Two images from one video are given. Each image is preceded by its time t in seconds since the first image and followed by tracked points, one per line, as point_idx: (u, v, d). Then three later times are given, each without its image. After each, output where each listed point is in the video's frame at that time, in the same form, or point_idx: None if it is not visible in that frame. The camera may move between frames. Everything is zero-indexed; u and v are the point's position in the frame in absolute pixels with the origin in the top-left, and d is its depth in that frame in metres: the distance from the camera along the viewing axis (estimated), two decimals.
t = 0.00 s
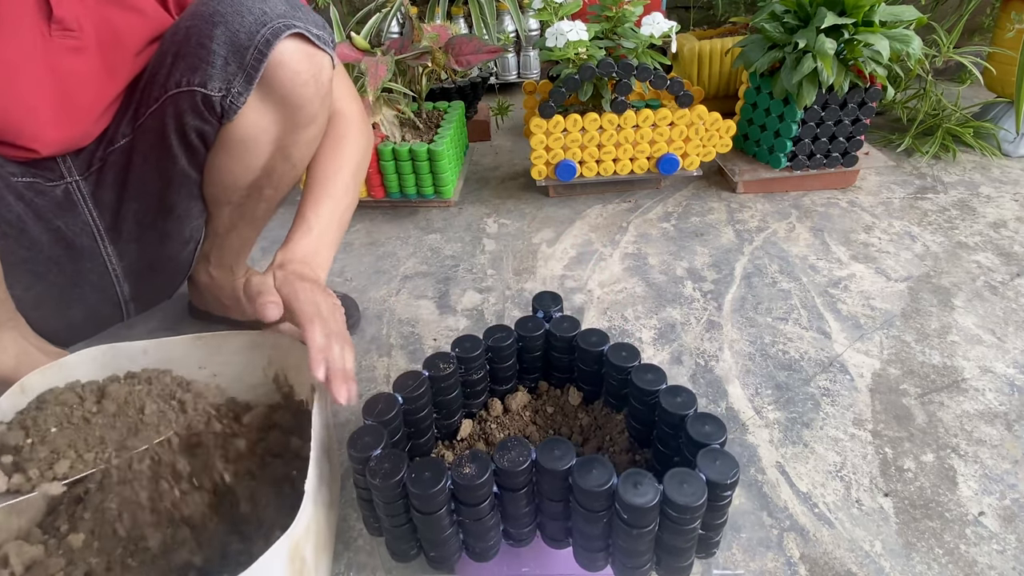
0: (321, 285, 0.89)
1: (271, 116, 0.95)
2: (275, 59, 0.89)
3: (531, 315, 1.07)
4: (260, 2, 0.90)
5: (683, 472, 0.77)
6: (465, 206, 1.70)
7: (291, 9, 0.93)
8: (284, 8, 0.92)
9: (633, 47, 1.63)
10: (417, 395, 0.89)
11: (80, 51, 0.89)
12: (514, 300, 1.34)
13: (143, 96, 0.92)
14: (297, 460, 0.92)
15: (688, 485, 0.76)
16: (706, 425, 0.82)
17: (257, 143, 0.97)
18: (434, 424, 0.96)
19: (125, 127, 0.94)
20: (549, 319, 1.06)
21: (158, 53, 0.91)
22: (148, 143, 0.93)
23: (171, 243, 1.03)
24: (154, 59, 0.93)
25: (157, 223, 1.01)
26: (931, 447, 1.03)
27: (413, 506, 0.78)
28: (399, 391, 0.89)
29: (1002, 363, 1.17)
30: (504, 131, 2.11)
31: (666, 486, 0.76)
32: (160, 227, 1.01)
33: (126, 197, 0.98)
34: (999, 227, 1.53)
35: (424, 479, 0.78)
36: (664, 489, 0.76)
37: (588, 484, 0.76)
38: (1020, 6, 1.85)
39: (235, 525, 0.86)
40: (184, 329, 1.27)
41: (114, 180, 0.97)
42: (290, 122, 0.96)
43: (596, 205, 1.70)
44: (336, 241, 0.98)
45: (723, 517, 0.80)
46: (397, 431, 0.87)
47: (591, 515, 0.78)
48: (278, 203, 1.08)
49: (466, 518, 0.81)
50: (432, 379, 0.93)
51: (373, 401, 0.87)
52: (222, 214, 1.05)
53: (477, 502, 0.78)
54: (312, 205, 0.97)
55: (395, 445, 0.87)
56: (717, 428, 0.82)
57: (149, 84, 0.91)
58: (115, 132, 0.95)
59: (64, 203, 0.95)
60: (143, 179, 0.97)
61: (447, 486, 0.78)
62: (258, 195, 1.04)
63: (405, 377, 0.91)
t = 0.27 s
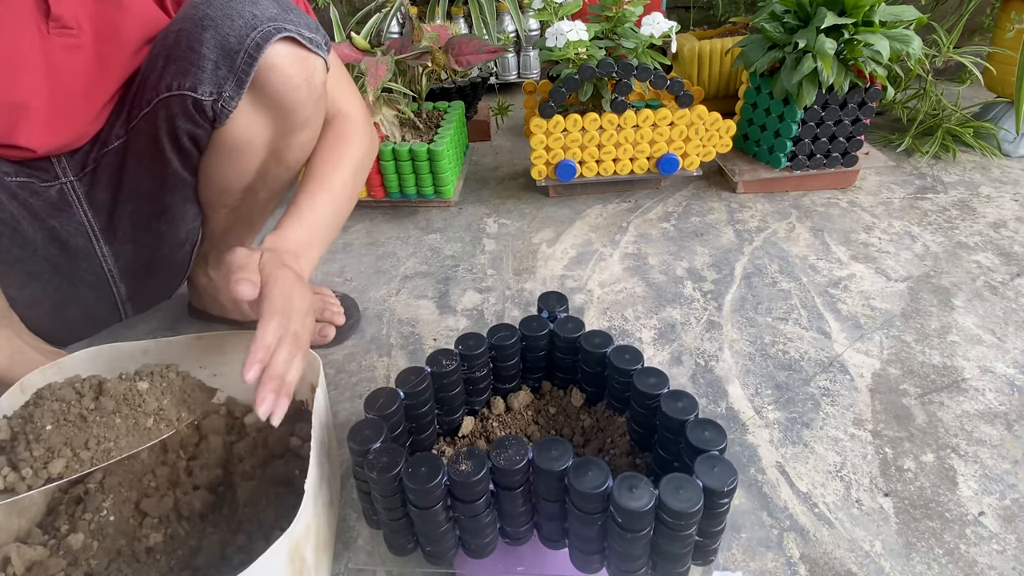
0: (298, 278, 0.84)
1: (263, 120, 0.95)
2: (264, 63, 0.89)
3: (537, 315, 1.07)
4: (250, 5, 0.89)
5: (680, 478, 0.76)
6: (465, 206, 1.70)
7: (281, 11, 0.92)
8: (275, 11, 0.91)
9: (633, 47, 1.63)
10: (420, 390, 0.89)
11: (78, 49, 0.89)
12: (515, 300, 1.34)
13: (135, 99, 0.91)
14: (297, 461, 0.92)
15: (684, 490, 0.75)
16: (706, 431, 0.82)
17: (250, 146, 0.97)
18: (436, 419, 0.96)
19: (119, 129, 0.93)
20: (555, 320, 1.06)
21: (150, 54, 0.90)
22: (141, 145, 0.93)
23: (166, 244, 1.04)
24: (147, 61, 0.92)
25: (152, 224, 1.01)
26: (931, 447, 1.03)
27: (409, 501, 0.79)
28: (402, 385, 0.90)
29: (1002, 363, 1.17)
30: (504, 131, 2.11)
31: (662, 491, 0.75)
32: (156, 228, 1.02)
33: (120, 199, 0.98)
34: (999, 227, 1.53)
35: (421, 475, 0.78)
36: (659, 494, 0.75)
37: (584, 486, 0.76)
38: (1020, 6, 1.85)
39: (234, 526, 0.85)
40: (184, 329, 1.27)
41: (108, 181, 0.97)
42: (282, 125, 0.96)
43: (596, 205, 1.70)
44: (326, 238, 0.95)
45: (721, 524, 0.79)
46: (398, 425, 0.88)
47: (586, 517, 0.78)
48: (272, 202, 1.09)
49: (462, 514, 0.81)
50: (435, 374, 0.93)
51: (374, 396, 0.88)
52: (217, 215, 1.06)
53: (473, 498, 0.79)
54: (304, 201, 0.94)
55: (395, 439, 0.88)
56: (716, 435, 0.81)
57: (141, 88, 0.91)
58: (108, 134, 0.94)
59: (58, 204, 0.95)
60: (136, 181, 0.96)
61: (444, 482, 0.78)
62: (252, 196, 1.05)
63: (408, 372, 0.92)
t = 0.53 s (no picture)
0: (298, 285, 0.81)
1: (257, 121, 0.95)
2: (257, 64, 0.88)
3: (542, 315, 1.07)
4: (243, 5, 0.89)
5: (676, 484, 0.76)
6: (465, 206, 1.70)
7: (274, 11, 0.92)
8: (268, 11, 0.90)
9: (634, 47, 1.63)
10: (421, 385, 0.90)
11: (82, 47, 0.89)
12: (515, 300, 1.34)
13: (131, 98, 0.91)
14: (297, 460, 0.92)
15: (680, 497, 0.75)
16: (705, 438, 0.81)
17: (244, 148, 0.96)
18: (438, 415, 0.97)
19: (117, 127, 0.93)
20: (560, 320, 1.06)
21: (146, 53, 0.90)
22: (136, 146, 0.93)
23: (163, 244, 1.05)
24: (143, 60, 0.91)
25: (149, 225, 1.02)
26: (931, 447, 1.03)
27: (406, 494, 0.79)
28: (404, 380, 0.91)
29: (1002, 363, 1.17)
30: (504, 131, 2.11)
31: (657, 496, 0.75)
32: (154, 228, 1.02)
33: (118, 199, 0.98)
34: (998, 227, 1.53)
35: (417, 468, 0.79)
36: (654, 499, 0.75)
37: (579, 488, 0.76)
38: (1020, 6, 1.85)
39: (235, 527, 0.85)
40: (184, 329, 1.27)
41: (105, 181, 0.96)
42: (277, 127, 0.96)
43: (596, 205, 1.70)
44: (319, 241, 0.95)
45: (718, 533, 0.78)
46: (400, 419, 0.88)
47: (581, 519, 0.78)
48: (270, 204, 1.09)
49: (458, 511, 0.81)
50: (437, 370, 0.94)
51: (376, 390, 0.89)
52: (215, 215, 1.06)
53: (469, 494, 0.79)
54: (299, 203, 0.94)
55: (395, 433, 0.89)
56: (716, 442, 0.81)
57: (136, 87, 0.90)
58: (104, 135, 0.93)
59: (57, 204, 0.95)
60: (133, 181, 0.96)
61: (440, 477, 0.79)
62: (250, 197, 1.05)
63: (411, 367, 0.93)
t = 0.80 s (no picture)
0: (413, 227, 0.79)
1: (259, 118, 0.95)
2: (259, 61, 0.89)
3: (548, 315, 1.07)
4: (244, 3, 0.90)
5: (671, 491, 0.75)
6: (465, 206, 1.70)
7: (276, 9, 0.93)
8: (269, 9, 0.92)
9: (633, 47, 1.63)
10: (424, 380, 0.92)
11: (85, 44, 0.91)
12: (514, 300, 1.34)
13: (133, 98, 0.92)
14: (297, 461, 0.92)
15: (673, 503, 0.74)
16: (704, 445, 0.80)
17: (247, 146, 0.97)
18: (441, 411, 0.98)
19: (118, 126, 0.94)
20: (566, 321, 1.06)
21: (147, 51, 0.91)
22: (138, 144, 0.93)
23: (165, 244, 1.03)
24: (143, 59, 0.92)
25: (151, 224, 1.00)
26: (931, 447, 1.03)
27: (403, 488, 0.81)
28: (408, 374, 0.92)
29: (1002, 363, 1.17)
30: (504, 131, 2.11)
31: (650, 502, 0.74)
32: (156, 227, 1.00)
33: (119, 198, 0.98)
34: (998, 227, 1.53)
35: (414, 462, 0.80)
36: (647, 505, 0.75)
37: (573, 490, 0.76)
38: (1020, 6, 1.84)
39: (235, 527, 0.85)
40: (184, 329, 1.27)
41: (106, 181, 0.97)
42: (279, 124, 0.96)
43: (596, 205, 1.70)
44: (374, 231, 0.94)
45: (715, 541, 0.77)
46: (401, 412, 0.90)
47: (575, 521, 0.78)
48: (272, 204, 1.09)
49: (453, 506, 0.82)
50: (441, 365, 0.95)
51: (379, 383, 0.91)
52: (216, 215, 1.06)
53: (465, 491, 0.80)
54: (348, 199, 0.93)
55: (396, 427, 0.90)
56: (714, 449, 0.80)
57: (138, 86, 0.91)
58: (105, 134, 0.95)
59: (57, 205, 0.94)
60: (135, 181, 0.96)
61: (436, 472, 0.81)
62: (251, 197, 1.05)
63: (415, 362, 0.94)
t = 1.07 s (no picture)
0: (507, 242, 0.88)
1: (254, 115, 0.95)
2: (252, 56, 0.89)
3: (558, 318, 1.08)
4: None
5: (664, 497, 0.74)
6: (465, 206, 1.70)
7: (270, 5, 0.93)
8: (263, 5, 0.92)
9: (634, 47, 1.63)
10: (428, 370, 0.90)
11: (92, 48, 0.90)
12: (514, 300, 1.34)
13: (128, 95, 0.93)
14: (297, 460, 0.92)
15: (666, 510, 0.73)
16: (703, 454, 0.80)
17: (243, 143, 0.97)
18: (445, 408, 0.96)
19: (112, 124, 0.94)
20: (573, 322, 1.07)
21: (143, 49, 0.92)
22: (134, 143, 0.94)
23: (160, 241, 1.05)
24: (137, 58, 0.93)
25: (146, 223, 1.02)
26: (931, 447, 1.03)
27: (400, 481, 0.82)
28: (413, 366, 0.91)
29: (1003, 363, 1.17)
30: (504, 131, 2.11)
31: (643, 508, 0.74)
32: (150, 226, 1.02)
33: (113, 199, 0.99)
34: (998, 227, 1.53)
35: (411, 456, 0.81)
36: (640, 511, 0.74)
37: (566, 491, 0.76)
38: (1020, 6, 1.85)
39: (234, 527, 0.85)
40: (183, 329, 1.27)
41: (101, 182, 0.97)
42: (274, 120, 0.96)
43: (596, 205, 1.70)
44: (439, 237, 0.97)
45: (711, 551, 0.76)
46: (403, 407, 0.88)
47: (568, 523, 0.77)
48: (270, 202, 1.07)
49: (449, 501, 0.82)
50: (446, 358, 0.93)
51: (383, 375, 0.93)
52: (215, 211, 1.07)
53: (461, 486, 0.80)
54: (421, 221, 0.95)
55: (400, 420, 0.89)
56: (712, 458, 0.79)
57: (133, 84, 0.92)
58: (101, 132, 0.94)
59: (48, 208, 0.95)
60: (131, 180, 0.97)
61: (432, 466, 0.81)
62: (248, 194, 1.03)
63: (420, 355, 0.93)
